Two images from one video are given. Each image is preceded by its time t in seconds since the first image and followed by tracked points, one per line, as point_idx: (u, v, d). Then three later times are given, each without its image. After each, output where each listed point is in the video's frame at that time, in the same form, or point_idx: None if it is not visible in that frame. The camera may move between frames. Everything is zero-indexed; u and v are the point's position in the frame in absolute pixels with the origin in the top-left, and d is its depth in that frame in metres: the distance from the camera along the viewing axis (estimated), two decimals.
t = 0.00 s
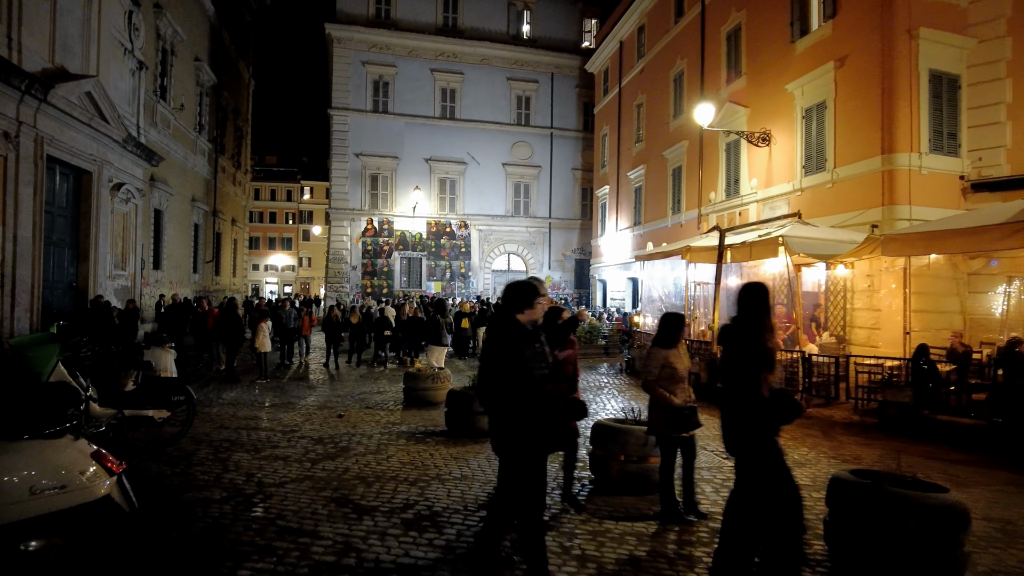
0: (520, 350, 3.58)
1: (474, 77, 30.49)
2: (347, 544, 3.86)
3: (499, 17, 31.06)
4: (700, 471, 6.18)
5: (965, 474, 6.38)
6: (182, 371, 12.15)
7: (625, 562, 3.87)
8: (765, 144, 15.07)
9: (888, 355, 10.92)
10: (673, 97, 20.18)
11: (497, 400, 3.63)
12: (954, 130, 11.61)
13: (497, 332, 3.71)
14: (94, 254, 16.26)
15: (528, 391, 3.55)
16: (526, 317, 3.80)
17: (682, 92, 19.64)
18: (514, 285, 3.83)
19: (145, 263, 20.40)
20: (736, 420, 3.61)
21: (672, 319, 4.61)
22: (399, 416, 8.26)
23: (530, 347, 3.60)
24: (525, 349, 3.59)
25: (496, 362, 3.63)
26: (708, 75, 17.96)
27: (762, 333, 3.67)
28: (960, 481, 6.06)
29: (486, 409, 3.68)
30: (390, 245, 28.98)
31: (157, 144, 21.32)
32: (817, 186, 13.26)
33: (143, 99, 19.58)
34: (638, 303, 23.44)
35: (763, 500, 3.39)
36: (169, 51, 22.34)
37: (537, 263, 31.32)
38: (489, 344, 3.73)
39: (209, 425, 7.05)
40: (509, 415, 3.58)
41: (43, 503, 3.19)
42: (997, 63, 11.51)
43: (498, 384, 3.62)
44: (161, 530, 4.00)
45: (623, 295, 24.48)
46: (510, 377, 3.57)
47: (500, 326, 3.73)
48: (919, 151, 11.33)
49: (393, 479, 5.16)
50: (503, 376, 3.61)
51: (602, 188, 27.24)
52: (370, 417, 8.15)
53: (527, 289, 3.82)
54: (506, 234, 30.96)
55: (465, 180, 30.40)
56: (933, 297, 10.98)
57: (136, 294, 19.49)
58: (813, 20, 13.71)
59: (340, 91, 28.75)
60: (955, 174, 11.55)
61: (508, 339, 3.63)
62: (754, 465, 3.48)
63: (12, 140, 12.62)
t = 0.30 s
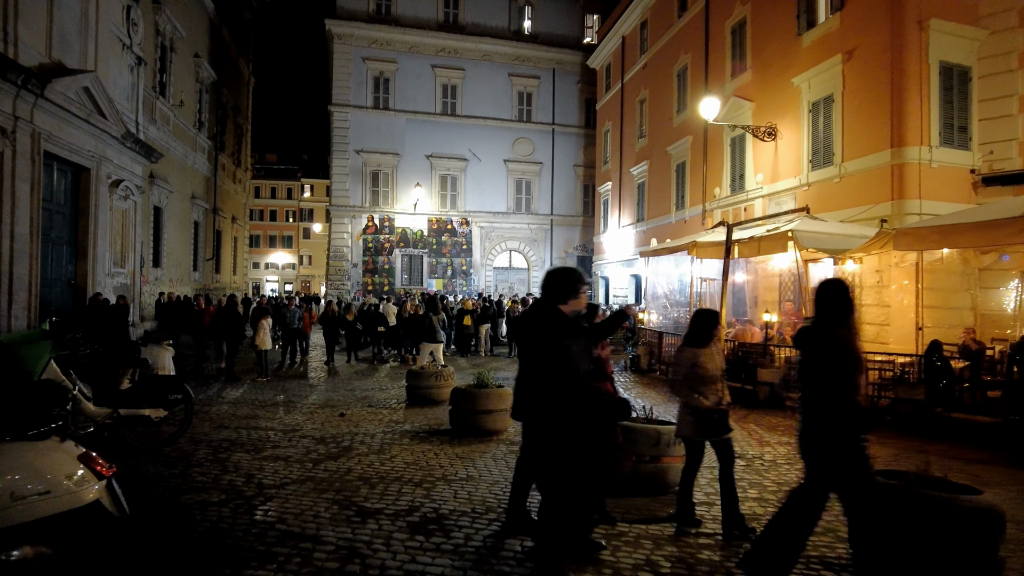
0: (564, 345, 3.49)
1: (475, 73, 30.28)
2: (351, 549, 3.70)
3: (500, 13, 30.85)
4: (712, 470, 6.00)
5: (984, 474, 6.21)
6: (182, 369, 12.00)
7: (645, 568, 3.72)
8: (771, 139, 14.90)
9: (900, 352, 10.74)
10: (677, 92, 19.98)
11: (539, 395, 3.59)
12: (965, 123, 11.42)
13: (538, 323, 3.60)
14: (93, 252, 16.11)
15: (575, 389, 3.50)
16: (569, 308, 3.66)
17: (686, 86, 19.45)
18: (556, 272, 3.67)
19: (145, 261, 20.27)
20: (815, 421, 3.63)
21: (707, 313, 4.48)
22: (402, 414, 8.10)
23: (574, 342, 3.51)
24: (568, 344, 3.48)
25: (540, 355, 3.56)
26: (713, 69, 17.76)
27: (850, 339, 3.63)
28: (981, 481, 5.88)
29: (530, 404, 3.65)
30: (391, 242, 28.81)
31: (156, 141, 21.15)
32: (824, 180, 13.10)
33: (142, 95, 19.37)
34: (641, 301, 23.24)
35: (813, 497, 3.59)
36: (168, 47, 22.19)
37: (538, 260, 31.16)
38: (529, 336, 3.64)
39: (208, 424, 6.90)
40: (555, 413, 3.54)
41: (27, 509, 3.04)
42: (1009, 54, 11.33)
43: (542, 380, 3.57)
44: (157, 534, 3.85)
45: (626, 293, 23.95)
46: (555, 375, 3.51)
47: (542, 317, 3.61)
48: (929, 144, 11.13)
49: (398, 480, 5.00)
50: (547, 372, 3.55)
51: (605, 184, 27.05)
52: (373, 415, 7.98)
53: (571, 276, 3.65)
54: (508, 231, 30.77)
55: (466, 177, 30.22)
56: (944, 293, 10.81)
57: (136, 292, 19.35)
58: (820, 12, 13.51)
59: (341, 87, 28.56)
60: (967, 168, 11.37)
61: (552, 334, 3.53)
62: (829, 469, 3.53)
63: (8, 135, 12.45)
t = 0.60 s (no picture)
0: (620, 349, 2.97)
1: (476, 69, 30.06)
2: (352, 562, 3.51)
3: (501, 9, 30.61)
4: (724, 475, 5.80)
5: (1005, 477, 6.01)
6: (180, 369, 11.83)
7: None
8: (777, 134, 14.68)
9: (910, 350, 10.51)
10: (680, 88, 19.76)
11: (600, 415, 3.01)
12: (976, 118, 11.21)
13: (589, 324, 3.11)
14: (90, 250, 15.92)
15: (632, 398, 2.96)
16: (624, 312, 3.21)
17: (689, 82, 19.23)
18: (609, 272, 3.25)
19: (144, 259, 20.10)
20: (905, 426, 3.27)
21: (746, 310, 4.17)
22: (404, 415, 7.90)
23: (631, 347, 3.01)
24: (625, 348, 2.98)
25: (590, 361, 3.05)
26: (718, 64, 17.54)
27: (951, 339, 3.21)
28: (1004, 484, 5.69)
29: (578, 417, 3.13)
30: (392, 240, 28.62)
31: (155, 139, 20.94)
32: (832, 176, 12.88)
33: (140, 92, 19.16)
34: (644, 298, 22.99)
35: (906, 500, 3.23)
36: (167, 44, 21.99)
37: (540, 258, 30.96)
38: (577, 341, 3.16)
39: (205, 427, 6.71)
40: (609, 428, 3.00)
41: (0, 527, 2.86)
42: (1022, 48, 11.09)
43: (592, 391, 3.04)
44: (148, 547, 3.66)
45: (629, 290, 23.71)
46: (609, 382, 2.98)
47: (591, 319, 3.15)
48: (941, 139, 10.92)
49: (400, 486, 4.81)
50: (603, 386, 3.01)
51: (607, 181, 26.82)
52: (375, 416, 7.78)
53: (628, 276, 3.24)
54: (509, 229, 30.57)
55: (468, 174, 30.02)
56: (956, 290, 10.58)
57: (135, 290, 19.16)
58: (827, 5, 13.29)
59: (341, 84, 28.35)
60: (978, 163, 11.16)
61: (605, 336, 3.02)
62: (918, 480, 3.18)
63: (4, 132, 12.26)
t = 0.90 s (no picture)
0: (697, 355, 2.73)
1: (479, 68, 29.88)
2: None
3: (504, 7, 30.42)
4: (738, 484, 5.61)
5: None
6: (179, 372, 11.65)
7: None
8: (786, 133, 14.48)
9: (923, 351, 10.28)
10: (686, 85, 19.57)
11: (666, 423, 2.74)
12: (990, 115, 11.00)
13: (667, 324, 2.88)
14: (91, 250, 15.78)
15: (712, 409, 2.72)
16: (701, 313, 2.93)
17: (695, 79, 19.03)
18: (686, 270, 3.02)
19: (145, 259, 19.95)
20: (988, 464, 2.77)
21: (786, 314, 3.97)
22: (407, 418, 7.73)
23: (706, 353, 2.77)
24: (704, 354, 2.74)
25: (660, 367, 2.76)
26: (724, 61, 17.33)
27: None
28: None
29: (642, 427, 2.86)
30: (395, 240, 28.47)
31: (156, 137, 20.79)
32: (841, 174, 12.68)
33: (140, 91, 19.02)
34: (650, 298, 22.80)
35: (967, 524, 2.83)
36: (168, 43, 21.86)
37: (544, 258, 30.74)
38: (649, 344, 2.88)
39: (204, 432, 6.55)
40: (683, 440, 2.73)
41: None
42: None
43: (661, 398, 2.75)
44: (137, 563, 3.49)
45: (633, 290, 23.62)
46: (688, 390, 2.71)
47: (669, 320, 2.91)
48: (955, 136, 10.71)
49: (405, 495, 4.64)
50: (672, 391, 2.73)
51: (611, 180, 26.59)
52: (377, 420, 7.62)
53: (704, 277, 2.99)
54: (513, 228, 30.38)
55: (471, 174, 29.86)
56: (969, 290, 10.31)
57: (137, 290, 19.05)
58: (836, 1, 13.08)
59: (343, 82, 28.19)
60: (993, 161, 10.95)
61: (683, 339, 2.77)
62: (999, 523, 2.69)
63: (3, 131, 12.13)
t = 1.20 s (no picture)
0: (788, 375, 2.45)
1: (485, 70, 29.75)
2: None
3: (510, 9, 30.29)
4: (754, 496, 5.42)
5: None
6: (183, 376, 11.52)
7: None
8: (795, 133, 14.25)
9: (944, 356, 10.12)
10: (693, 86, 19.38)
11: (757, 450, 2.48)
12: (1007, 114, 10.76)
13: (752, 339, 2.59)
14: (94, 252, 15.68)
15: (805, 437, 2.42)
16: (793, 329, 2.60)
17: (702, 80, 18.85)
18: (779, 278, 2.68)
19: (149, 262, 19.87)
20: None
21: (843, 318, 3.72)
22: (413, 425, 7.55)
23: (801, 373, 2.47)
24: (795, 373, 2.45)
25: (748, 387, 2.51)
26: (732, 61, 17.14)
27: None
28: None
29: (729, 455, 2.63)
30: (400, 243, 28.34)
31: (160, 139, 20.73)
32: (854, 175, 12.46)
33: (145, 93, 18.95)
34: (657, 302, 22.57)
35: None
36: (173, 45, 21.80)
37: (549, 261, 30.55)
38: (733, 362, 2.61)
39: (204, 439, 6.39)
40: (770, 473, 2.45)
41: None
42: None
43: (764, 440, 2.46)
44: None
45: (640, 294, 23.45)
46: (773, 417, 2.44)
47: (753, 338, 2.61)
48: (970, 135, 10.48)
49: (411, 507, 4.46)
50: (763, 414, 2.47)
51: (618, 182, 26.40)
52: (382, 426, 7.45)
53: (795, 281, 2.65)
54: (518, 231, 30.22)
55: (476, 176, 29.73)
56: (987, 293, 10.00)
57: (141, 293, 18.96)
58: None
59: (348, 84, 28.11)
60: (1010, 161, 10.73)
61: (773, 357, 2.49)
62: None
63: (5, 132, 12.03)
